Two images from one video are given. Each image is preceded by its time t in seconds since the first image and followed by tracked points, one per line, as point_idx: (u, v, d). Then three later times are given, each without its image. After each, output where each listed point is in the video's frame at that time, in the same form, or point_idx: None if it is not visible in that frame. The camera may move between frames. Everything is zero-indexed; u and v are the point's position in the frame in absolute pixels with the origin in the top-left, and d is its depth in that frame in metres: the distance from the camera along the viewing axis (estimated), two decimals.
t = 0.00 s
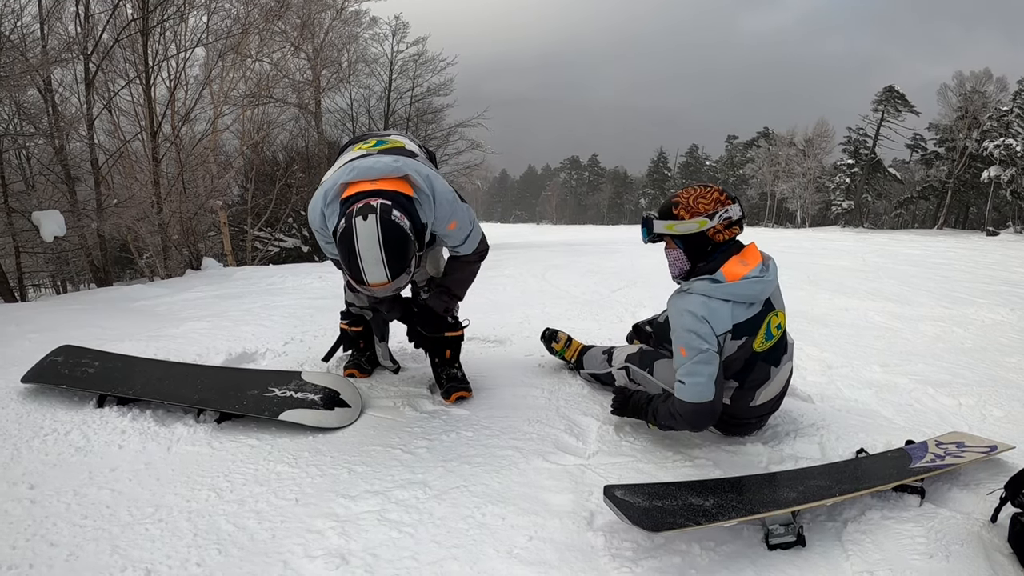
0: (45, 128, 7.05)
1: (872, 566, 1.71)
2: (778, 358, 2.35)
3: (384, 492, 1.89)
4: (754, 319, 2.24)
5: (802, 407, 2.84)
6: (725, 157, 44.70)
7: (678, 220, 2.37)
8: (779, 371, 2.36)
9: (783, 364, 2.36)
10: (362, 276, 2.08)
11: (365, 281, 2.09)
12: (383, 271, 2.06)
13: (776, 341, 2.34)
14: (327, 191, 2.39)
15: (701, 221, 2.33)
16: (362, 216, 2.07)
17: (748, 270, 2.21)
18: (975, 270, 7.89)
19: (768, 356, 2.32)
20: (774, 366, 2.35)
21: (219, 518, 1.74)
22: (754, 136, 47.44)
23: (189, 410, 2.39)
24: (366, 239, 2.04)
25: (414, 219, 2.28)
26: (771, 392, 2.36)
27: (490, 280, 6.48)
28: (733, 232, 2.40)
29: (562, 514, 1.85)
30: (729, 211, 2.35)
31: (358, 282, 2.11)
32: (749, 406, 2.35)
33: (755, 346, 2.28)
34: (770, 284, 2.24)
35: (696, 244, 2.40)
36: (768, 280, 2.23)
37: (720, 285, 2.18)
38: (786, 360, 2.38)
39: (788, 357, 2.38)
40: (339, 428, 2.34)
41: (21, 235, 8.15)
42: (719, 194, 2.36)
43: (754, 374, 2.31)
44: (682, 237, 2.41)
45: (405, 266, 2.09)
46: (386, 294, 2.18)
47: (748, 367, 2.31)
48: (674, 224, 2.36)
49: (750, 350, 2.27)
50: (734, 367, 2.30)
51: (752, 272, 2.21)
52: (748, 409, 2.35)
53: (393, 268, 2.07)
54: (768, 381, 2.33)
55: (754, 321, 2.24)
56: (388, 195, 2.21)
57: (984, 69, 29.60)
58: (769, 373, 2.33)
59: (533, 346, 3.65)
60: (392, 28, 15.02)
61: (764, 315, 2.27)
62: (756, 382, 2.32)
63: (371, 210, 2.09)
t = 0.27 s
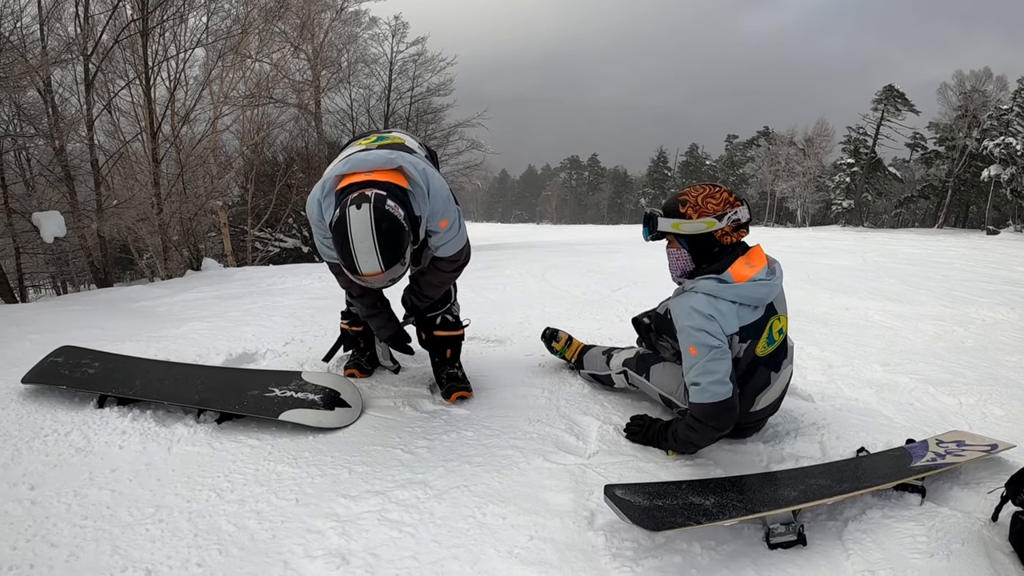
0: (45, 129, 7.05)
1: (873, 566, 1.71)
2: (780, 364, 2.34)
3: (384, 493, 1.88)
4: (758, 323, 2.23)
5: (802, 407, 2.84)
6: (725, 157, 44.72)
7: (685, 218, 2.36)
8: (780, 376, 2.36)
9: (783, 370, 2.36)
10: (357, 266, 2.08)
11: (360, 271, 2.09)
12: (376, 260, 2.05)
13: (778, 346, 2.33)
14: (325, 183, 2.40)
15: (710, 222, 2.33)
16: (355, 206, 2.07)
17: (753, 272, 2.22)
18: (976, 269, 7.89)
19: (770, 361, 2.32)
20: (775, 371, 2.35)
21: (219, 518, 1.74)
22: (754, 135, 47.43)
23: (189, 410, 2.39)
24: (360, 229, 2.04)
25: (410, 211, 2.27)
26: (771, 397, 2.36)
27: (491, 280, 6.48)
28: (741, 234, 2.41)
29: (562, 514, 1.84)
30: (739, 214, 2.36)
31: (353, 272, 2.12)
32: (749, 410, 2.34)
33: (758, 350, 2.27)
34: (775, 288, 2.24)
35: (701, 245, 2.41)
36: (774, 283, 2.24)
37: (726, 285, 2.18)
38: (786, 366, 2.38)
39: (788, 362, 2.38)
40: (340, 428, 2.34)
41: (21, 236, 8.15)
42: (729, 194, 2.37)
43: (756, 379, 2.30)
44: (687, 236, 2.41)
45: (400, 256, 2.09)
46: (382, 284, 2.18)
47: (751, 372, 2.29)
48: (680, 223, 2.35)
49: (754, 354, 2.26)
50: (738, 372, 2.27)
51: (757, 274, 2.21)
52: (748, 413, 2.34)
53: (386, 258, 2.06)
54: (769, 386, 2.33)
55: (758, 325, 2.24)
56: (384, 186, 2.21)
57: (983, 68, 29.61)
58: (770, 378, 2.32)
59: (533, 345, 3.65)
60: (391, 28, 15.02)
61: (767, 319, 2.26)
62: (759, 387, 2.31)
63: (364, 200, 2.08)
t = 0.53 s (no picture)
0: (42, 133, 7.05)
1: (871, 564, 1.71)
2: (775, 366, 2.35)
3: (382, 494, 1.88)
4: (755, 325, 2.24)
5: (801, 406, 2.84)
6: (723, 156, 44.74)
7: (693, 221, 2.34)
8: (775, 379, 2.36)
9: (778, 373, 2.36)
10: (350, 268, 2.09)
11: (353, 273, 2.10)
12: (368, 262, 2.06)
13: (773, 348, 2.34)
14: (319, 188, 2.40)
15: (719, 226, 2.34)
16: (347, 208, 2.07)
17: (754, 274, 2.23)
18: (973, 266, 7.90)
19: (765, 363, 2.32)
20: (771, 373, 2.35)
21: (218, 521, 1.74)
22: (752, 134, 47.46)
23: (188, 413, 2.39)
24: (351, 231, 2.04)
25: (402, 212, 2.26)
26: (766, 398, 2.36)
27: (489, 280, 6.48)
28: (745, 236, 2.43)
29: (560, 515, 1.84)
30: (746, 218, 2.37)
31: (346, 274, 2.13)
32: (745, 412, 2.34)
33: (754, 352, 2.28)
34: (774, 291, 2.25)
35: (706, 247, 2.40)
36: (775, 286, 2.25)
37: (728, 285, 2.17)
38: (781, 368, 2.39)
39: (783, 365, 2.39)
40: (338, 430, 2.34)
41: (19, 240, 8.15)
42: (737, 198, 2.36)
43: (751, 380, 2.30)
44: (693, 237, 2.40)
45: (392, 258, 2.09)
46: (376, 285, 2.19)
47: (745, 374, 2.29)
48: (688, 226, 2.35)
49: (749, 356, 2.27)
50: (733, 373, 2.27)
51: (758, 276, 2.23)
52: (743, 415, 2.34)
53: (378, 259, 2.07)
54: (765, 387, 2.33)
55: (756, 326, 2.24)
56: (375, 188, 2.21)
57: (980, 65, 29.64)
58: (766, 380, 2.33)
59: (531, 346, 3.65)
60: (388, 29, 15.02)
61: (765, 320, 2.27)
62: (753, 388, 2.31)
63: (355, 203, 2.09)
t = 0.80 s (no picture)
0: (40, 135, 7.05)
1: (869, 563, 1.71)
2: (775, 361, 2.35)
3: (379, 495, 1.88)
4: (757, 319, 2.24)
5: (798, 404, 2.84)
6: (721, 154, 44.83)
7: (698, 221, 2.33)
8: (775, 373, 2.36)
9: (779, 367, 2.37)
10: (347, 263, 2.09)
11: (350, 268, 2.10)
12: (366, 259, 2.06)
13: (774, 342, 2.35)
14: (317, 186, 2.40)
15: (722, 224, 2.34)
16: (344, 204, 2.07)
17: (757, 267, 2.26)
18: (970, 263, 7.92)
19: (767, 357, 2.32)
20: (771, 367, 2.36)
21: (214, 522, 1.74)
22: (750, 132, 47.47)
23: (185, 415, 2.39)
24: (349, 228, 2.04)
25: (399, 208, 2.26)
26: (766, 393, 2.37)
27: (486, 280, 6.48)
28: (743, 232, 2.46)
29: (557, 514, 1.85)
30: (745, 215, 2.39)
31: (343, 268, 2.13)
32: (745, 407, 2.34)
33: (756, 346, 2.28)
34: (777, 285, 2.26)
35: (708, 246, 2.39)
36: (776, 280, 2.26)
37: (733, 278, 2.18)
38: (781, 363, 2.39)
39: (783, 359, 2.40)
40: (335, 431, 2.34)
41: (16, 242, 8.15)
42: (736, 194, 2.37)
43: (752, 375, 2.30)
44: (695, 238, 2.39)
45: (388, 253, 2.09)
46: (373, 280, 2.18)
47: (747, 369, 2.29)
48: (692, 226, 2.34)
49: (752, 350, 2.27)
50: (736, 368, 2.27)
51: (761, 269, 2.25)
52: (743, 411, 2.34)
53: (376, 255, 2.07)
54: (766, 382, 2.34)
55: (757, 320, 2.25)
56: (373, 184, 2.20)
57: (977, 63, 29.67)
58: (766, 374, 2.33)
59: (529, 346, 3.65)
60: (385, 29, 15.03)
61: (765, 315, 2.28)
62: (754, 383, 2.31)
63: (352, 199, 2.08)
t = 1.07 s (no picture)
0: (37, 136, 7.06)
1: (867, 561, 1.71)
2: (769, 350, 2.35)
3: (378, 494, 1.88)
4: (749, 307, 2.24)
5: (796, 402, 2.84)
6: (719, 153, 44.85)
7: (682, 208, 2.34)
8: (770, 364, 2.36)
9: (774, 356, 2.36)
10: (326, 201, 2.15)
11: (327, 202, 2.15)
12: (340, 184, 2.12)
13: (767, 332, 2.35)
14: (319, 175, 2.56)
15: (707, 212, 2.33)
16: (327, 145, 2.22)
17: (747, 256, 2.23)
18: (968, 261, 7.93)
19: (760, 346, 2.32)
20: (766, 356, 2.35)
21: (212, 522, 1.74)
22: (749, 130, 47.49)
23: (183, 415, 2.39)
24: (328, 159, 2.16)
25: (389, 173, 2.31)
26: (763, 384, 2.37)
27: (484, 279, 6.49)
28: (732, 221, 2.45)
29: (555, 513, 1.85)
30: (732, 203, 2.38)
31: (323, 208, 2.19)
32: (743, 400, 2.34)
33: (749, 335, 2.28)
34: (767, 274, 2.26)
35: (695, 234, 2.40)
36: (767, 269, 2.25)
37: (722, 266, 2.20)
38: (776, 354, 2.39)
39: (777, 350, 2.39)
40: (333, 430, 2.34)
41: (14, 244, 8.15)
42: (722, 183, 2.37)
43: (747, 365, 2.29)
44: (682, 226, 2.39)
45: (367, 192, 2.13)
46: (350, 218, 2.19)
47: (741, 358, 2.28)
48: (677, 214, 2.34)
49: (745, 339, 2.27)
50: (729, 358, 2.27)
51: (750, 258, 2.23)
52: (740, 404, 2.34)
53: (350, 181, 2.12)
54: (761, 373, 2.33)
55: (749, 309, 2.25)
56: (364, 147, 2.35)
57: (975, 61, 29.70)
58: (762, 364, 2.33)
59: (527, 344, 3.65)
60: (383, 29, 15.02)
61: (757, 303, 2.28)
62: (749, 373, 2.30)
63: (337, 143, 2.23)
